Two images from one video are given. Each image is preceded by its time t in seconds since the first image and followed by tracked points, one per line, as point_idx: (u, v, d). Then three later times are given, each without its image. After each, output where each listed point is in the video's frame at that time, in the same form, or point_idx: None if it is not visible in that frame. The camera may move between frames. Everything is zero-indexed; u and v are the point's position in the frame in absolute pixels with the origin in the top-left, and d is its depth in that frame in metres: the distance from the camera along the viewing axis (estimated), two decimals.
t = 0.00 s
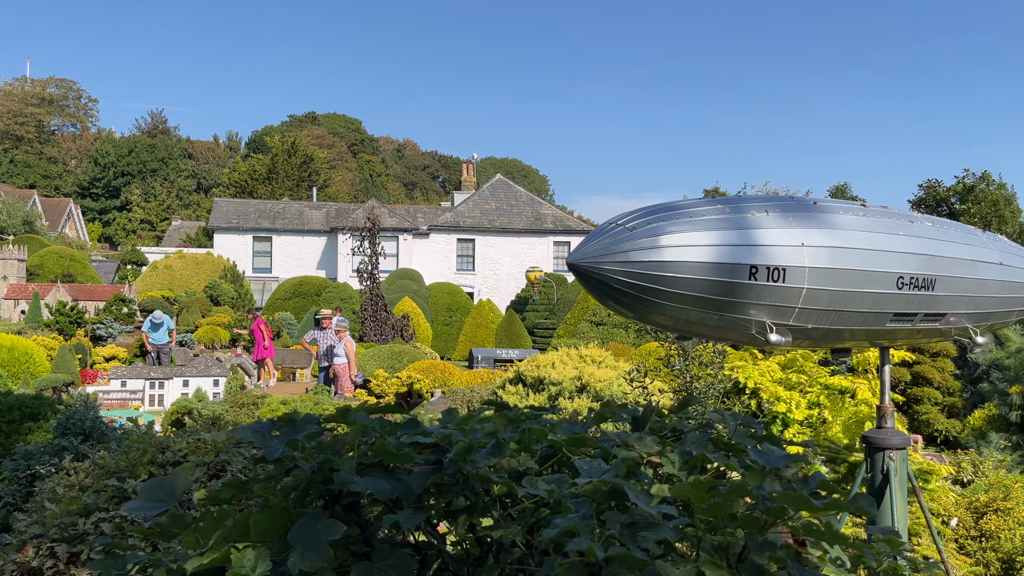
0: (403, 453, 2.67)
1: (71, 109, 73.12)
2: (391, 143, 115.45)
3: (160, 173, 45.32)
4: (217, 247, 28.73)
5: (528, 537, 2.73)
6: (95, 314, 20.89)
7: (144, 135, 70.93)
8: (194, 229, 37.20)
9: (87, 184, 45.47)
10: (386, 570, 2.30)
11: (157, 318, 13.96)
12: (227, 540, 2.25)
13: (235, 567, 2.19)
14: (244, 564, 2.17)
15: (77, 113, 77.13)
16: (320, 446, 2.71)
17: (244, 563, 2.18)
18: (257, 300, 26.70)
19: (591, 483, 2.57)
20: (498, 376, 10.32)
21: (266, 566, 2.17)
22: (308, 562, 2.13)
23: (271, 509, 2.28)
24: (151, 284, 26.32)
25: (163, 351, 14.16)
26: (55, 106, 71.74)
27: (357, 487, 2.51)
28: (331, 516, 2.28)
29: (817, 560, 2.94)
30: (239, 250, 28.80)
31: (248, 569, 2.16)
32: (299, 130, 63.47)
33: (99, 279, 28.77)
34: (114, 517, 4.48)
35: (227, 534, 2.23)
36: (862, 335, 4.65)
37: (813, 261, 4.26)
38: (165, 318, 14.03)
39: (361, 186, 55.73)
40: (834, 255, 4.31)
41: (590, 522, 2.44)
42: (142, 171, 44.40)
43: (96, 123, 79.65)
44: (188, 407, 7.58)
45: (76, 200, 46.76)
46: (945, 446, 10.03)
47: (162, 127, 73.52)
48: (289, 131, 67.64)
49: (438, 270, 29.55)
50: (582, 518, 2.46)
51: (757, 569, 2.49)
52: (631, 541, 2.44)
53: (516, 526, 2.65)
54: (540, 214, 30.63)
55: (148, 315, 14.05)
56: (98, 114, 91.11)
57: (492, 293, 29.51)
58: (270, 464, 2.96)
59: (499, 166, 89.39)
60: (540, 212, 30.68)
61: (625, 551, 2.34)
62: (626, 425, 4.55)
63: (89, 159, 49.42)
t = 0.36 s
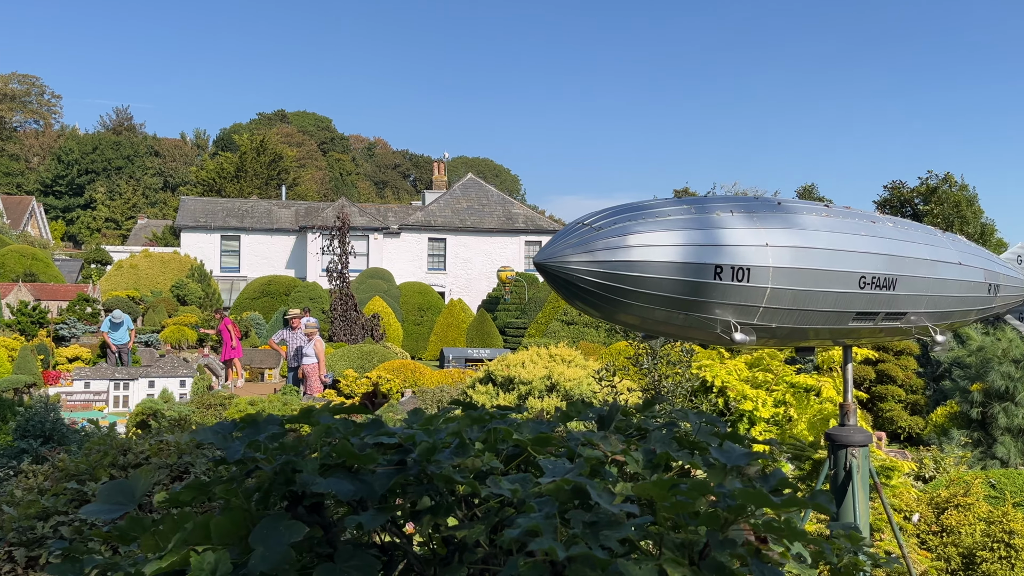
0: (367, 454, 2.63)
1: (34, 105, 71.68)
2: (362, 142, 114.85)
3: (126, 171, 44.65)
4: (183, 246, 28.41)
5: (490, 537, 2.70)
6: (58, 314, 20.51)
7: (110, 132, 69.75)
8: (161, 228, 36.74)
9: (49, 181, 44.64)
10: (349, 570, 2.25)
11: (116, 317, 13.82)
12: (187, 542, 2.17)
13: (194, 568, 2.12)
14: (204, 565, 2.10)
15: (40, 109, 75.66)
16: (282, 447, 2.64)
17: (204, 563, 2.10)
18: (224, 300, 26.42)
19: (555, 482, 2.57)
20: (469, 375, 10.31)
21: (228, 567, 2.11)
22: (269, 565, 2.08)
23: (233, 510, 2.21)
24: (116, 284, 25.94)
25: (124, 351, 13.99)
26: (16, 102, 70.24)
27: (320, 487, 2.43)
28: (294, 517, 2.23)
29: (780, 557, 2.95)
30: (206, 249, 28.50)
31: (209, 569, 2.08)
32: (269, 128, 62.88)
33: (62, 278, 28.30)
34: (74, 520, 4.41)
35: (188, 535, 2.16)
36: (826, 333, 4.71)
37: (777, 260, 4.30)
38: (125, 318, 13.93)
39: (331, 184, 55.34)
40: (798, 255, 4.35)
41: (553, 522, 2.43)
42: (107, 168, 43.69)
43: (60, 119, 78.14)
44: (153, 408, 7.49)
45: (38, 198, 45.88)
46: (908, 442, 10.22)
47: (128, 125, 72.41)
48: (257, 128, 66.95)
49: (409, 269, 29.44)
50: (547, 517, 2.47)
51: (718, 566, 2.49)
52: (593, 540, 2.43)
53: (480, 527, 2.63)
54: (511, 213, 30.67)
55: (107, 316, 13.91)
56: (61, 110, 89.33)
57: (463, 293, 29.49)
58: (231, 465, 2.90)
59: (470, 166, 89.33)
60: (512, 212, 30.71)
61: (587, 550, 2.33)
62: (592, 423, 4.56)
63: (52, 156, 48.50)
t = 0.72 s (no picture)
0: (328, 453, 2.48)
1: None
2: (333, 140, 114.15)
3: (91, 168, 43.98)
4: (150, 244, 28.03)
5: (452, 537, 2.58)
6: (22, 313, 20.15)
7: (75, 128, 68.61)
8: (127, 226, 36.26)
9: (12, 179, 43.83)
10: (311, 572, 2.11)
11: (80, 316, 13.61)
12: (146, 545, 2.01)
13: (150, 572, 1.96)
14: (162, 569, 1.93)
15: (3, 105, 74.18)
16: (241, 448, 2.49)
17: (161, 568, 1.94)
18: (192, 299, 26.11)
19: (516, 480, 2.47)
20: (441, 375, 10.31)
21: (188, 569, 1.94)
22: (230, 566, 1.92)
23: (192, 511, 2.07)
24: (81, 282, 25.63)
25: (88, 350, 13.81)
26: None
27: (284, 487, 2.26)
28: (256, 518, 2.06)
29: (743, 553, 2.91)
30: (174, 247, 28.12)
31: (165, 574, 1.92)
32: (239, 126, 62.29)
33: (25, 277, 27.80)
34: (33, 524, 4.29)
35: (147, 538, 2.01)
36: (790, 331, 4.73)
37: (741, 259, 4.30)
38: (91, 318, 13.66)
39: (301, 182, 54.95)
40: (763, 254, 4.36)
41: (515, 521, 2.33)
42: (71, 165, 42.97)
43: (22, 115, 76.64)
44: (119, 408, 7.37)
45: None
46: (873, 439, 10.39)
47: (94, 121, 71.28)
48: (227, 126, 66.28)
49: (380, 268, 29.30)
50: (509, 516, 2.39)
51: (680, 563, 2.38)
52: (555, 538, 2.32)
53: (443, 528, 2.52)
54: (483, 212, 30.66)
55: (71, 316, 13.67)
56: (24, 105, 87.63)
57: (435, 292, 29.43)
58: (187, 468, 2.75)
59: (442, 164, 89.22)
60: (483, 211, 30.71)
61: (549, 547, 2.21)
62: (558, 422, 4.53)
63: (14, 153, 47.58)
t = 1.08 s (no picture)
0: (288, 453, 2.39)
1: None
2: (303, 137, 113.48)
3: (56, 165, 43.30)
4: (119, 242, 27.67)
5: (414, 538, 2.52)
6: None
7: (42, 124, 67.44)
8: (95, 224, 35.76)
9: None
10: (271, 572, 2.04)
11: (49, 316, 13.40)
12: (102, 547, 1.94)
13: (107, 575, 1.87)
14: (118, 571, 1.86)
15: None
16: (200, 445, 2.40)
17: (118, 569, 1.86)
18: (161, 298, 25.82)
19: (477, 478, 2.41)
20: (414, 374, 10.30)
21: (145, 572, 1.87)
22: (187, 568, 1.84)
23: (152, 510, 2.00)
24: (46, 281, 25.17)
25: (54, 350, 13.63)
26: None
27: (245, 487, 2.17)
28: (216, 520, 1.98)
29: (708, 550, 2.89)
30: (143, 245, 27.79)
31: None
32: (210, 123, 61.70)
33: None
34: None
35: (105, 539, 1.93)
36: (756, 329, 4.74)
37: (707, 258, 4.30)
38: (59, 317, 13.43)
39: (272, 180, 54.55)
40: (729, 254, 4.36)
41: (477, 520, 2.28)
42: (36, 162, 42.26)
43: None
44: (85, 408, 7.29)
45: None
46: (842, 437, 10.52)
47: (61, 117, 70.11)
48: (196, 123, 65.48)
49: (352, 267, 29.14)
50: (470, 514, 2.32)
51: (641, 560, 2.31)
52: (516, 536, 2.26)
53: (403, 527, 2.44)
54: (456, 211, 30.66)
55: (40, 315, 13.45)
56: None
57: (408, 291, 29.35)
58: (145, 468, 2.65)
59: (416, 163, 89.05)
60: (457, 209, 30.68)
61: (511, 545, 2.14)
62: (525, 419, 4.50)
63: None
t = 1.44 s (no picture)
0: (249, 450, 2.22)
1: None
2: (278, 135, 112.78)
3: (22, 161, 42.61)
4: (88, 239, 27.29)
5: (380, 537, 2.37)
6: None
7: (9, 119, 66.29)
8: (63, 221, 35.26)
9: None
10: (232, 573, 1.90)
11: (16, 315, 13.21)
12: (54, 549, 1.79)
13: None
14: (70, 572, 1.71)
15: None
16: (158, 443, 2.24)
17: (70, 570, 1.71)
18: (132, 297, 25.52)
19: (444, 475, 2.26)
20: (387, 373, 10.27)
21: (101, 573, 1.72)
22: (144, 569, 1.70)
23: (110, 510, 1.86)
24: (12, 279, 24.78)
25: (20, 350, 13.41)
26: None
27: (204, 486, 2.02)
28: (175, 520, 1.84)
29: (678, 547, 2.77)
30: (112, 243, 27.45)
31: None
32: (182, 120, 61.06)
33: None
34: None
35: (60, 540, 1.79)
36: (726, 326, 4.73)
37: (677, 256, 4.25)
38: (26, 316, 13.23)
39: (245, 177, 54.17)
40: (698, 252, 4.32)
41: (441, 517, 2.11)
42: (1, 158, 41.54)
43: None
44: (50, 409, 7.17)
45: None
46: (812, 434, 10.61)
47: (29, 112, 69.01)
48: (168, 120, 64.85)
49: (326, 266, 28.95)
50: (436, 512, 2.16)
51: (606, 556, 2.15)
52: (479, 533, 2.09)
53: (368, 526, 2.29)
54: (432, 209, 30.63)
55: (7, 314, 13.30)
56: None
57: (383, 289, 29.26)
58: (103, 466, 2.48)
59: (392, 161, 88.84)
60: (432, 208, 30.63)
61: (476, 542, 2.01)
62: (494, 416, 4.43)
63: None
